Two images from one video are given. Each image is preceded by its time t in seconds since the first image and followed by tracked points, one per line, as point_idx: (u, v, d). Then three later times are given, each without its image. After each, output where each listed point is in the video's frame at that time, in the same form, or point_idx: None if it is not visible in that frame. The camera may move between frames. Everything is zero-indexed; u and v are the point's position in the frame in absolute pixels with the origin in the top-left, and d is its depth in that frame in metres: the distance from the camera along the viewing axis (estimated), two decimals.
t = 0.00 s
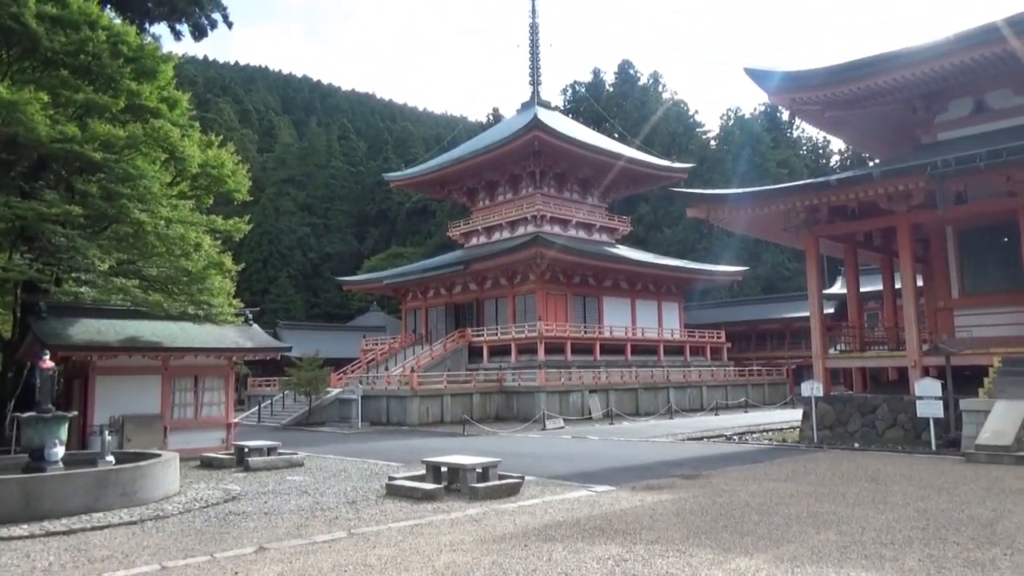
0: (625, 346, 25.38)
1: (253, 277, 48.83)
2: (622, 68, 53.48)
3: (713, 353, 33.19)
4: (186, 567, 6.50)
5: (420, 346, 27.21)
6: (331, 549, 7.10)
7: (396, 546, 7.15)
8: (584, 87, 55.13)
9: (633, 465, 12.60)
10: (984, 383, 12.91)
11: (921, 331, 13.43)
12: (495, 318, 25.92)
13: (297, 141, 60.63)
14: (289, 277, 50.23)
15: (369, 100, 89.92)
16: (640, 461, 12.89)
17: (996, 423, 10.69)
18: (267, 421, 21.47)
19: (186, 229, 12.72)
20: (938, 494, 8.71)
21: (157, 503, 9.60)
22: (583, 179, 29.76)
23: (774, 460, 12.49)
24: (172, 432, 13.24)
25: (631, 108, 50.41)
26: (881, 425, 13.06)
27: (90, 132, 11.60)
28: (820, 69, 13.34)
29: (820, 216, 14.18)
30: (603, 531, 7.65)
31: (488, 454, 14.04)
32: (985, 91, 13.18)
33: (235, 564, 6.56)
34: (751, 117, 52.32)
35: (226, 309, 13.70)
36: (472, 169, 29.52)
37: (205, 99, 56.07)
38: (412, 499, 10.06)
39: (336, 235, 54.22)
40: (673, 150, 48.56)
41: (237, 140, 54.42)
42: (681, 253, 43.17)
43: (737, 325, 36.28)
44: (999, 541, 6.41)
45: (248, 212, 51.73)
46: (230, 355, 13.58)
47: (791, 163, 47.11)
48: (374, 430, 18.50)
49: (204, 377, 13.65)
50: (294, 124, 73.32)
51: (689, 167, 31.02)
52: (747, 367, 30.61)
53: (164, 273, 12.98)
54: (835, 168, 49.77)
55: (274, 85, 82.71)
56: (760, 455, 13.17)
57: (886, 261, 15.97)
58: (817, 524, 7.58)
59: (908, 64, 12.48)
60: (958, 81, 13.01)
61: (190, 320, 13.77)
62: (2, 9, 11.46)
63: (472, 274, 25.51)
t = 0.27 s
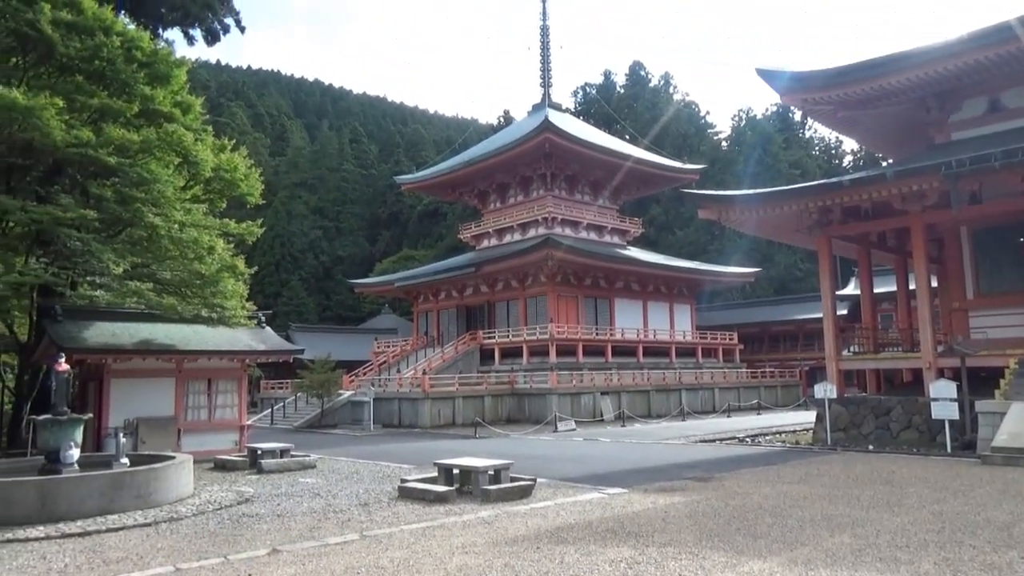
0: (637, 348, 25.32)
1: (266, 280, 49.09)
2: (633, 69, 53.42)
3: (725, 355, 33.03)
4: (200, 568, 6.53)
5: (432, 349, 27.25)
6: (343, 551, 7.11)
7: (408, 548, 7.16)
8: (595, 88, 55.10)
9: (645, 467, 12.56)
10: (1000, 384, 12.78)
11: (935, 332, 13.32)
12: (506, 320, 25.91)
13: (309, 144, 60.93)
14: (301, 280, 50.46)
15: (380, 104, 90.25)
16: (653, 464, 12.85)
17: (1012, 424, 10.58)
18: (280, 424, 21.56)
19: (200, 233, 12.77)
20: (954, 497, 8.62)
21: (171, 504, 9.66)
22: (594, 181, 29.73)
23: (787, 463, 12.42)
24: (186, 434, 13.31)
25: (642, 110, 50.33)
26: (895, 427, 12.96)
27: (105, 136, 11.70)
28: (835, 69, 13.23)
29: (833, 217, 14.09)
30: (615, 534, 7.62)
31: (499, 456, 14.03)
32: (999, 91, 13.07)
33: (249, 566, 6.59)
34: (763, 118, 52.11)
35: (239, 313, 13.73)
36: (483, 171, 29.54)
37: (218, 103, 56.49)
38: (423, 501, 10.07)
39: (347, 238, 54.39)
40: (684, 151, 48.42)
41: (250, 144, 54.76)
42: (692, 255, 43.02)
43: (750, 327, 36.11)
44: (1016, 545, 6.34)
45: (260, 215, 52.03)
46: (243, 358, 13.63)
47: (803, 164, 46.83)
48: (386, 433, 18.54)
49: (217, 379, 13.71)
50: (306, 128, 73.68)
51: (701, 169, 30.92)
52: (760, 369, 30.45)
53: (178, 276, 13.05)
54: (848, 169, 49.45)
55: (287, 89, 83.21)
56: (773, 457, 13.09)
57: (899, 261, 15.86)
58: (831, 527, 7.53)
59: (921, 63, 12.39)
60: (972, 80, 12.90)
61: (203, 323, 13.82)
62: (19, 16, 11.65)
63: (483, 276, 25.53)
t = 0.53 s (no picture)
0: (643, 349, 25.29)
1: (272, 282, 49.20)
2: (638, 70, 53.39)
3: (732, 356, 32.97)
4: (208, 571, 6.55)
5: (438, 351, 27.26)
6: (351, 553, 7.12)
7: (415, 550, 7.16)
8: (600, 89, 55.08)
9: (652, 469, 12.54)
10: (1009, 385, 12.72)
11: (943, 333, 13.26)
12: (513, 322, 25.91)
13: (314, 147, 61.08)
14: (308, 282, 50.59)
15: (386, 106, 90.39)
16: (660, 465, 12.83)
17: (1021, 425, 10.52)
18: (287, 426, 21.59)
19: (207, 236, 12.79)
20: (963, 498, 8.57)
21: (179, 507, 9.69)
22: (600, 182, 29.71)
23: (794, 464, 12.39)
24: (193, 437, 13.34)
25: (647, 111, 50.29)
26: (903, 428, 12.91)
27: (112, 140, 11.75)
28: (842, 69, 13.17)
29: (840, 218, 14.05)
30: (622, 536, 7.61)
31: (506, 458, 14.03)
32: (1006, 90, 13.01)
33: (256, 568, 6.61)
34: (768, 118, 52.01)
35: (246, 315, 13.75)
36: (489, 173, 29.56)
37: (224, 106, 56.67)
38: (430, 503, 10.08)
39: (354, 240, 54.49)
40: (690, 152, 48.37)
41: (256, 147, 54.91)
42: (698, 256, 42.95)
43: (756, 328, 36.02)
44: None
45: (267, 218, 52.17)
46: (251, 360, 13.65)
47: (809, 164, 46.70)
48: (393, 435, 18.57)
49: (224, 382, 13.74)
50: (312, 130, 73.89)
51: (707, 170, 30.86)
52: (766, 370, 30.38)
53: (185, 279, 13.09)
54: (855, 169, 49.30)
55: (293, 92, 83.43)
56: (780, 459, 13.05)
57: (907, 262, 15.81)
58: (839, 529, 7.50)
59: (929, 63, 12.32)
60: (979, 80, 12.85)
61: (210, 326, 13.84)
62: (27, 21, 11.75)
63: (489, 277, 25.54)
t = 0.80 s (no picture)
0: (653, 351, 25.24)
1: (282, 285, 49.38)
2: (646, 71, 53.33)
3: (741, 357, 32.85)
4: (218, 573, 6.57)
5: (447, 353, 27.28)
6: (361, 556, 7.13)
7: (425, 552, 7.16)
8: (608, 91, 55.06)
9: (662, 471, 12.50)
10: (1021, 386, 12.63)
11: (955, 334, 13.18)
12: (522, 324, 25.90)
13: (323, 150, 61.29)
14: (317, 285, 50.76)
15: (394, 109, 90.61)
16: (669, 467, 12.80)
17: None
18: (297, 428, 21.65)
19: (217, 239, 12.88)
20: (976, 501, 8.49)
21: (190, 509, 9.73)
22: (609, 184, 29.67)
23: (805, 466, 12.33)
24: (204, 440, 13.39)
25: (656, 112, 50.24)
26: (914, 430, 12.82)
27: (123, 144, 11.84)
28: (851, 69, 13.12)
29: (850, 219, 13.98)
30: (632, 538, 7.59)
31: (515, 460, 14.02)
32: (1018, 89, 12.90)
33: (267, 570, 6.63)
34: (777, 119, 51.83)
35: (256, 317, 13.82)
36: (497, 175, 29.58)
37: (234, 110, 56.94)
38: (439, 505, 10.08)
39: (362, 243, 54.62)
40: (699, 154, 48.27)
41: (265, 150, 55.16)
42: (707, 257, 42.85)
43: (766, 329, 35.88)
44: None
45: (276, 221, 52.37)
46: (261, 363, 13.70)
47: (819, 164, 46.49)
48: (402, 437, 18.59)
49: (235, 385, 13.78)
50: (321, 133, 74.17)
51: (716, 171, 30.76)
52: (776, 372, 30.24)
53: (196, 282, 13.17)
54: (864, 169, 49.05)
55: (301, 95, 83.76)
56: (791, 461, 12.99)
57: (918, 262, 15.72)
58: (851, 531, 7.45)
59: (939, 63, 12.24)
60: (989, 79, 12.75)
61: (220, 329, 13.89)
62: (38, 27, 11.85)
63: (498, 280, 25.55)
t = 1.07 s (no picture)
0: (660, 353, 25.19)
1: (290, 287, 49.56)
2: (654, 73, 53.28)
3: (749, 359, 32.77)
4: (227, 574, 6.59)
5: (454, 355, 27.29)
6: (369, 557, 7.15)
7: (433, 554, 7.17)
8: (615, 93, 55.06)
9: (670, 474, 12.48)
10: None
11: (964, 336, 13.11)
12: (529, 326, 25.90)
13: (331, 153, 61.50)
14: (325, 287, 50.88)
15: (402, 111, 90.83)
16: (676, 470, 12.77)
17: None
18: (304, 430, 21.71)
19: (225, 241, 12.96)
20: (986, 504, 8.45)
21: (199, 511, 9.77)
22: (616, 186, 29.65)
23: (813, 469, 12.28)
24: (213, 441, 13.43)
25: (662, 114, 50.20)
26: (923, 433, 12.76)
27: (133, 147, 11.92)
28: (858, 70, 13.09)
29: (858, 220, 13.94)
30: (640, 540, 7.58)
31: (523, 463, 14.01)
32: None
33: (275, 571, 6.65)
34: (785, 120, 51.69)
35: (264, 319, 13.88)
36: (504, 178, 29.61)
37: (242, 113, 57.21)
38: (447, 507, 10.09)
39: (370, 245, 54.73)
40: (706, 155, 48.21)
41: (273, 153, 55.39)
42: (715, 260, 42.79)
43: (774, 332, 35.78)
44: None
45: (284, 223, 52.58)
46: (269, 365, 13.74)
47: (826, 166, 46.34)
48: (409, 439, 18.61)
49: (243, 386, 13.83)
50: (328, 136, 74.39)
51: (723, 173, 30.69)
52: (784, 374, 30.14)
53: (204, 284, 13.24)
54: (872, 171, 48.86)
55: (309, 98, 84.07)
56: (799, 463, 12.95)
57: (927, 264, 15.66)
58: (859, 534, 7.43)
59: (947, 64, 12.18)
60: (999, 80, 12.68)
61: (229, 331, 13.94)
62: (49, 31, 11.93)
63: (505, 282, 25.57)
